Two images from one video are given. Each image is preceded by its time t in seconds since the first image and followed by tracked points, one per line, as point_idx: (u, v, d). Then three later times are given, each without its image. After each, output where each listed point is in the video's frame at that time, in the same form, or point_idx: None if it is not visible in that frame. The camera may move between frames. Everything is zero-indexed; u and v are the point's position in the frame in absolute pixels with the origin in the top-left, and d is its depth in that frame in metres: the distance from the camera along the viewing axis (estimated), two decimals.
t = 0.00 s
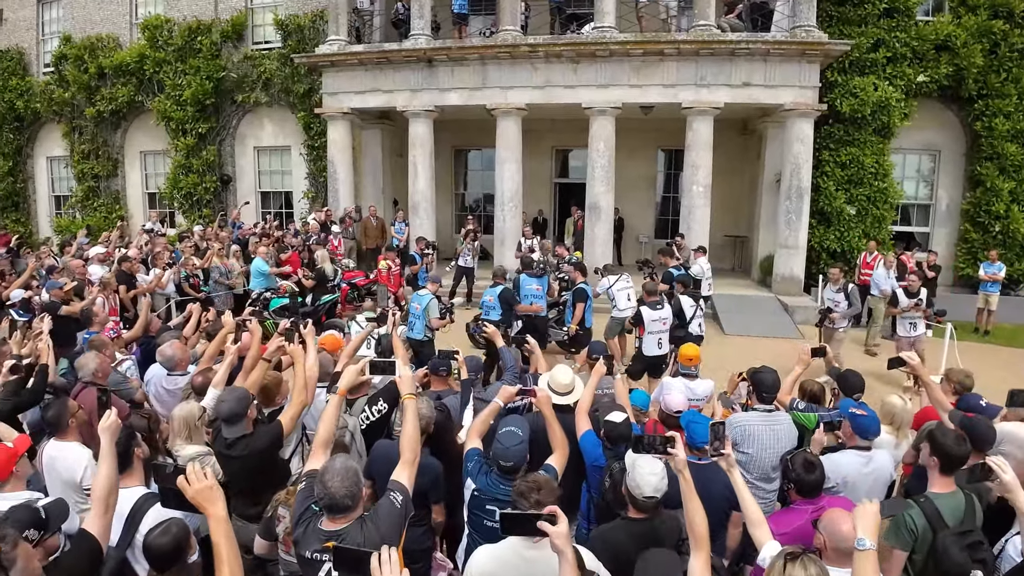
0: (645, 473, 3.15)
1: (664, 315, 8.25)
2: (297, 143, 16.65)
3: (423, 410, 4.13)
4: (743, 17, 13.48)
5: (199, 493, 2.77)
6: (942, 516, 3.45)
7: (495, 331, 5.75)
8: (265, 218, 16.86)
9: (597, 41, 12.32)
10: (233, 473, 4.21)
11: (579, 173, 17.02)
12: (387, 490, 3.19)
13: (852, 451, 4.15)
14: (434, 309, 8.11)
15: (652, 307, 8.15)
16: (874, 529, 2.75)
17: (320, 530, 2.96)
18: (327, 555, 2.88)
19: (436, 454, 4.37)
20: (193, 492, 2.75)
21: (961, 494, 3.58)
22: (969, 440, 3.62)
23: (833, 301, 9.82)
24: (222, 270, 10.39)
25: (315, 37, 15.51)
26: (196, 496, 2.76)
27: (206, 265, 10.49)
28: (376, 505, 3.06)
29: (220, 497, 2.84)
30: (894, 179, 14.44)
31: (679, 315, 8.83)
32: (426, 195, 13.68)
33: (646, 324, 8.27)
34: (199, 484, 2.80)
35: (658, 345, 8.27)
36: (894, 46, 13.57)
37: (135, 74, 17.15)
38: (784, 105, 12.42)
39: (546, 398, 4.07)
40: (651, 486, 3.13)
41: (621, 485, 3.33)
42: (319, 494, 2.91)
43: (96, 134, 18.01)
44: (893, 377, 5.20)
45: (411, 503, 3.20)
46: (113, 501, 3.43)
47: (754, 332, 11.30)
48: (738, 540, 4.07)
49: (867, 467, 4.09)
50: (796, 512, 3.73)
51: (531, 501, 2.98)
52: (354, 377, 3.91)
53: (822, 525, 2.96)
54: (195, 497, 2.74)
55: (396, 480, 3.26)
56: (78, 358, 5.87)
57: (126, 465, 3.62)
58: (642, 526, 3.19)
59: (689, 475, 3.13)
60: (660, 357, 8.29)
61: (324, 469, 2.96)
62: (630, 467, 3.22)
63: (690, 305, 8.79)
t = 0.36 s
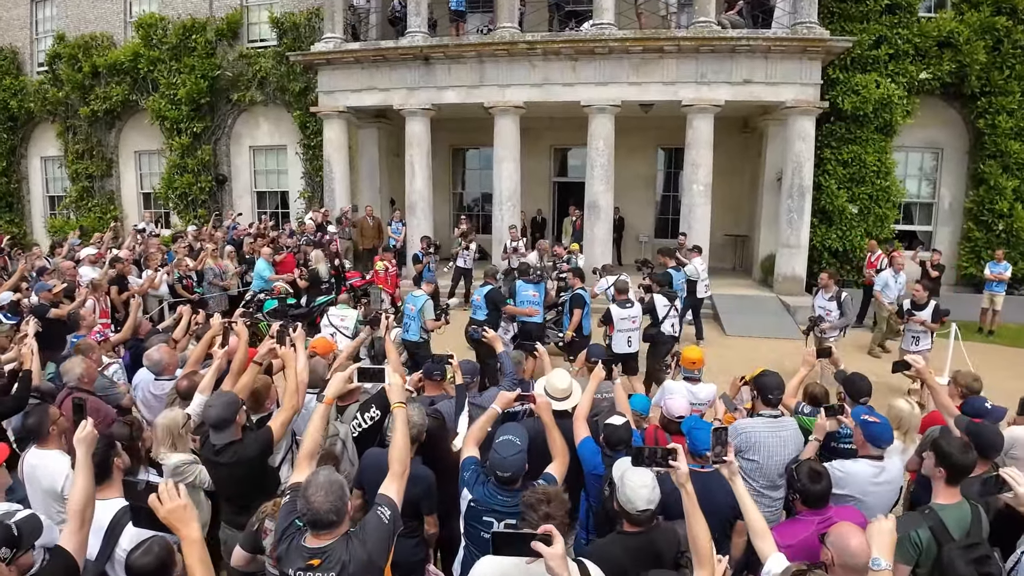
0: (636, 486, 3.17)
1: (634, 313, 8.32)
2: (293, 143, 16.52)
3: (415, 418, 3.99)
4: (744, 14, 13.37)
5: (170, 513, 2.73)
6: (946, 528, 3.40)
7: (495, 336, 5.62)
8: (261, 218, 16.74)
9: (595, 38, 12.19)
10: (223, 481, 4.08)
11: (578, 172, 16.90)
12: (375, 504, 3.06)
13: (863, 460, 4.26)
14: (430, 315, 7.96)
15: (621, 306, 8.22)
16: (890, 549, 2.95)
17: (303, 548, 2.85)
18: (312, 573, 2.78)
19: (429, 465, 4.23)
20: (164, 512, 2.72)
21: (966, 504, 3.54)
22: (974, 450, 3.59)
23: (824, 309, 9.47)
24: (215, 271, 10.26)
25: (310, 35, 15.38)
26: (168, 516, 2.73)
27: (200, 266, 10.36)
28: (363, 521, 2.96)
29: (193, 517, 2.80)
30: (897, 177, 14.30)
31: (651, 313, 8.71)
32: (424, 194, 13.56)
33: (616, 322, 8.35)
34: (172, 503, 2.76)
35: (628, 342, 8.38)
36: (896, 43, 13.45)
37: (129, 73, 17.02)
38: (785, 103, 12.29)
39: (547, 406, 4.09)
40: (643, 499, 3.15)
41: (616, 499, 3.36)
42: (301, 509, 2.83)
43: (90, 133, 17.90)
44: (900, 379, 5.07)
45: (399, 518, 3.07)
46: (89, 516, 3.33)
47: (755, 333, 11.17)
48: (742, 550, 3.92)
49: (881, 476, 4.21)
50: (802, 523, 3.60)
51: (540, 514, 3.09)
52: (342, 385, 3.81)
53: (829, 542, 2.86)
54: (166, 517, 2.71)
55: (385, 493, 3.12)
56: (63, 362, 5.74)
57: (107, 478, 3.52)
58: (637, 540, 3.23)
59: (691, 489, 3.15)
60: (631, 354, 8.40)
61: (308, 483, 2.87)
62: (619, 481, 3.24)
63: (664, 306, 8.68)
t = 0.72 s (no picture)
0: (634, 495, 3.09)
1: (619, 308, 8.37)
2: (291, 143, 16.42)
3: (412, 424, 3.87)
4: (745, 12, 13.28)
5: (159, 532, 2.66)
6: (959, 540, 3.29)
7: (496, 340, 5.50)
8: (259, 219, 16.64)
9: (596, 36, 12.09)
10: (218, 488, 3.97)
11: (579, 171, 16.79)
12: (371, 518, 2.95)
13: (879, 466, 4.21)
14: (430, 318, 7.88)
15: (604, 301, 8.30)
16: (913, 562, 2.87)
17: (296, 563, 2.75)
18: None
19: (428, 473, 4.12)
20: (152, 532, 2.65)
21: (980, 513, 3.46)
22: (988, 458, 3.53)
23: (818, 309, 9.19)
24: (212, 273, 10.14)
25: (308, 34, 15.27)
26: (156, 535, 2.66)
27: (197, 268, 10.25)
28: (359, 535, 2.83)
29: (182, 536, 2.75)
30: (901, 176, 14.18)
31: (633, 311, 8.68)
32: (423, 194, 13.45)
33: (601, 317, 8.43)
34: (160, 522, 2.69)
35: (615, 337, 8.41)
36: (900, 41, 13.33)
37: (126, 73, 16.92)
38: (788, 102, 12.19)
39: (551, 412, 3.98)
40: (642, 510, 3.07)
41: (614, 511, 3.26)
42: (295, 523, 2.71)
43: (87, 134, 17.81)
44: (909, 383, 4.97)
45: (397, 532, 2.96)
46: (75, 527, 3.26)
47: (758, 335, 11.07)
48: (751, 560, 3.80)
49: (894, 485, 4.17)
50: (816, 533, 3.48)
51: (558, 520, 3.02)
52: (337, 393, 3.69)
53: (841, 553, 2.80)
54: (154, 538, 2.64)
55: (380, 506, 3.02)
56: (55, 367, 5.63)
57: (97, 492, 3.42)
58: (639, 552, 3.12)
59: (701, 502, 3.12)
60: (618, 349, 8.42)
61: (300, 496, 2.77)
62: (617, 492, 3.15)
63: (645, 305, 8.65)
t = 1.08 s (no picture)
0: (639, 500, 3.04)
1: (618, 307, 8.32)
2: (292, 145, 16.35)
3: (417, 427, 3.81)
4: (748, 12, 13.22)
5: (163, 546, 2.58)
6: (966, 544, 3.17)
7: (499, 340, 5.42)
8: (260, 221, 16.57)
9: (599, 37, 12.02)
10: (225, 493, 3.89)
11: (581, 172, 16.72)
12: (376, 524, 2.94)
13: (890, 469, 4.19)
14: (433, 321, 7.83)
15: (603, 300, 8.26)
16: (930, 563, 2.79)
17: (300, 571, 2.67)
18: None
19: (433, 478, 4.05)
20: (155, 547, 2.57)
21: (990, 516, 3.37)
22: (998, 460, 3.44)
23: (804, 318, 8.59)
24: (213, 276, 10.06)
25: (309, 35, 15.20)
26: (160, 549, 2.59)
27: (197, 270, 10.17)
28: (365, 543, 2.77)
29: (187, 550, 2.66)
30: (905, 176, 14.10)
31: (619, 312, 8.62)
32: (425, 196, 13.38)
33: (600, 317, 8.37)
34: (165, 536, 2.61)
35: (615, 337, 8.36)
36: (904, 40, 13.26)
37: (126, 74, 16.85)
38: (791, 102, 12.12)
39: (558, 416, 3.91)
40: (648, 514, 3.01)
41: (620, 515, 3.20)
42: (298, 531, 2.63)
43: (86, 135, 17.74)
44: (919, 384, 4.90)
45: (402, 539, 2.94)
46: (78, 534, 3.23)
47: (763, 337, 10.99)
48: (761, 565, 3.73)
49: (903, 487, 4.10)
50: (829, 536, 3.41)
51: (569, 524, 2.96)
52: (340, 398, 3.63)
53: (853, 557, 2.73)
54: (158, 552, 2.56)
55: (385, 513, 3.01)
56: (54, 371, 5.55)
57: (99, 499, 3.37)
58: (646, 557, 3.04)
59: (712, 507, 3.06)
60: (617, 348, 8.36)
61: (304, 503, 2.69)
62: (622, 497, 3.10)
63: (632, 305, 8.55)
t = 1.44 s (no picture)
0: (643, 503, 2.95)
1: (617, 306, 8.25)
2: (292, 145, 16.29)
3: (417, 429, 3.72)
4: (751, 10, 13.14)
5: (158, 561, 2.49)
6: (980, 548, 3.08)
7: (500, 341, 5.32)
8: (260, 222, 16.51)
9: (601, 36, 11.94)
10: (225, 502, 3.80)
11: (583, 173, 16.65)
12: (376, 529, 2.88)
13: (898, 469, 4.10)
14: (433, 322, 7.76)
15: (602, 300, 8.22)
16: (943, 567, 2.69)
17: None
18: None
19: (433, 481, 3.95)
20: (150, 562, 2.48)
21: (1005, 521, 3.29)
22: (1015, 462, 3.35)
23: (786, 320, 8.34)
24: (212, 277, 9.97)
25: (309, 35, 15.13)
26: (155, 564, 2.49)
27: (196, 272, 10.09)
28: (363, 547, 2.72)
29: (184, 565, 2.57)
30: (910, 176, 14.01)
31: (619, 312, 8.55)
32: (425, 196, 13.29)
33: (600, 317, 8.30)
34: (160, 550, 2.52)
35: (615, 337, 8.27)
36: (909, 39, 13.16)
37: (125, 75, 16.78)
38: (795, 101, 12.03)
39: (561, 418, 3.82)
40: (651, 518, 2.92)
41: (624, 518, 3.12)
42: (295, 538, 2.55)
43: (86, 137, 17.68)
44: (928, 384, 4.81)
45: (402, 545, 2.87)
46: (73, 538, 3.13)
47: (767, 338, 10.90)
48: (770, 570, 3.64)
49: (912, 488, 4.04)
50: (842, 540, 3.32)
51: (576, 528, 2.88)
52: (339, 400, 3.53)
53: (864, 562, 2.64)
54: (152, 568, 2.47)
55: (385, 518, 2.94)
56: (50, 373, 5.47)
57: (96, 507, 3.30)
58: (651, 562, 2.96)
59: (721, 512, 2.96)
60: (620, 348, 8.29)
61: (301, 508, 2.61)
62: (627, 499, 3.02)
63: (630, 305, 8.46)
